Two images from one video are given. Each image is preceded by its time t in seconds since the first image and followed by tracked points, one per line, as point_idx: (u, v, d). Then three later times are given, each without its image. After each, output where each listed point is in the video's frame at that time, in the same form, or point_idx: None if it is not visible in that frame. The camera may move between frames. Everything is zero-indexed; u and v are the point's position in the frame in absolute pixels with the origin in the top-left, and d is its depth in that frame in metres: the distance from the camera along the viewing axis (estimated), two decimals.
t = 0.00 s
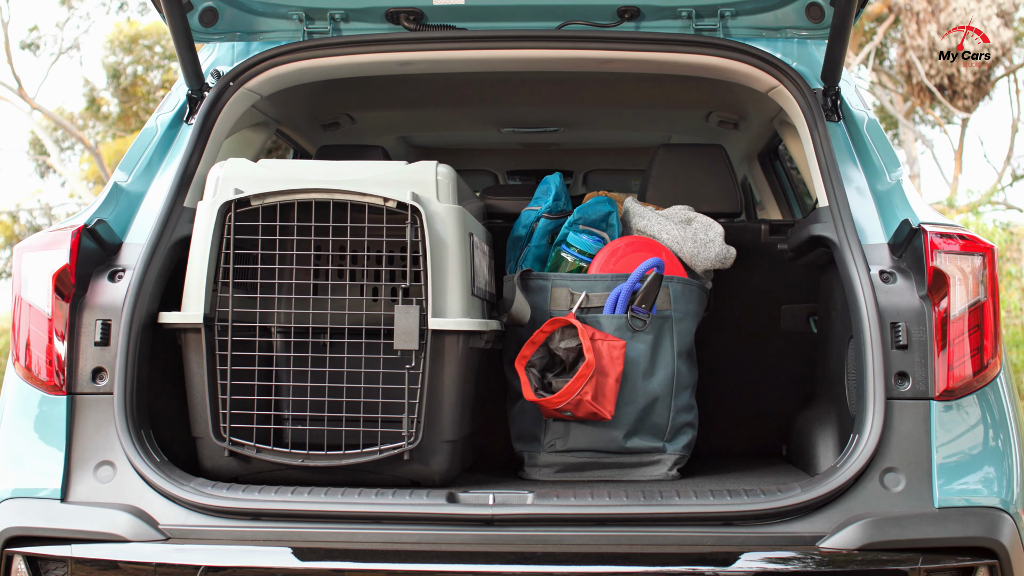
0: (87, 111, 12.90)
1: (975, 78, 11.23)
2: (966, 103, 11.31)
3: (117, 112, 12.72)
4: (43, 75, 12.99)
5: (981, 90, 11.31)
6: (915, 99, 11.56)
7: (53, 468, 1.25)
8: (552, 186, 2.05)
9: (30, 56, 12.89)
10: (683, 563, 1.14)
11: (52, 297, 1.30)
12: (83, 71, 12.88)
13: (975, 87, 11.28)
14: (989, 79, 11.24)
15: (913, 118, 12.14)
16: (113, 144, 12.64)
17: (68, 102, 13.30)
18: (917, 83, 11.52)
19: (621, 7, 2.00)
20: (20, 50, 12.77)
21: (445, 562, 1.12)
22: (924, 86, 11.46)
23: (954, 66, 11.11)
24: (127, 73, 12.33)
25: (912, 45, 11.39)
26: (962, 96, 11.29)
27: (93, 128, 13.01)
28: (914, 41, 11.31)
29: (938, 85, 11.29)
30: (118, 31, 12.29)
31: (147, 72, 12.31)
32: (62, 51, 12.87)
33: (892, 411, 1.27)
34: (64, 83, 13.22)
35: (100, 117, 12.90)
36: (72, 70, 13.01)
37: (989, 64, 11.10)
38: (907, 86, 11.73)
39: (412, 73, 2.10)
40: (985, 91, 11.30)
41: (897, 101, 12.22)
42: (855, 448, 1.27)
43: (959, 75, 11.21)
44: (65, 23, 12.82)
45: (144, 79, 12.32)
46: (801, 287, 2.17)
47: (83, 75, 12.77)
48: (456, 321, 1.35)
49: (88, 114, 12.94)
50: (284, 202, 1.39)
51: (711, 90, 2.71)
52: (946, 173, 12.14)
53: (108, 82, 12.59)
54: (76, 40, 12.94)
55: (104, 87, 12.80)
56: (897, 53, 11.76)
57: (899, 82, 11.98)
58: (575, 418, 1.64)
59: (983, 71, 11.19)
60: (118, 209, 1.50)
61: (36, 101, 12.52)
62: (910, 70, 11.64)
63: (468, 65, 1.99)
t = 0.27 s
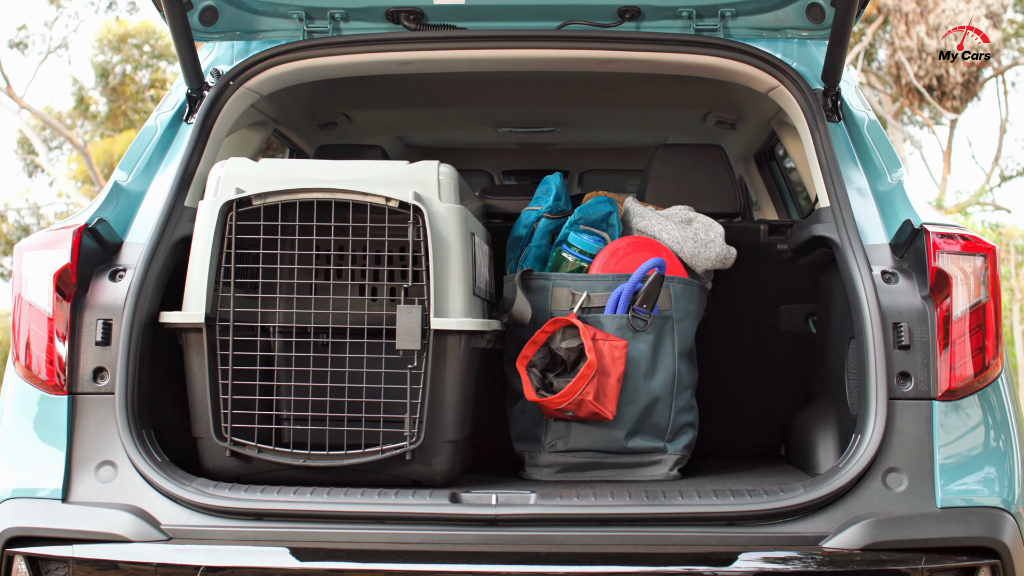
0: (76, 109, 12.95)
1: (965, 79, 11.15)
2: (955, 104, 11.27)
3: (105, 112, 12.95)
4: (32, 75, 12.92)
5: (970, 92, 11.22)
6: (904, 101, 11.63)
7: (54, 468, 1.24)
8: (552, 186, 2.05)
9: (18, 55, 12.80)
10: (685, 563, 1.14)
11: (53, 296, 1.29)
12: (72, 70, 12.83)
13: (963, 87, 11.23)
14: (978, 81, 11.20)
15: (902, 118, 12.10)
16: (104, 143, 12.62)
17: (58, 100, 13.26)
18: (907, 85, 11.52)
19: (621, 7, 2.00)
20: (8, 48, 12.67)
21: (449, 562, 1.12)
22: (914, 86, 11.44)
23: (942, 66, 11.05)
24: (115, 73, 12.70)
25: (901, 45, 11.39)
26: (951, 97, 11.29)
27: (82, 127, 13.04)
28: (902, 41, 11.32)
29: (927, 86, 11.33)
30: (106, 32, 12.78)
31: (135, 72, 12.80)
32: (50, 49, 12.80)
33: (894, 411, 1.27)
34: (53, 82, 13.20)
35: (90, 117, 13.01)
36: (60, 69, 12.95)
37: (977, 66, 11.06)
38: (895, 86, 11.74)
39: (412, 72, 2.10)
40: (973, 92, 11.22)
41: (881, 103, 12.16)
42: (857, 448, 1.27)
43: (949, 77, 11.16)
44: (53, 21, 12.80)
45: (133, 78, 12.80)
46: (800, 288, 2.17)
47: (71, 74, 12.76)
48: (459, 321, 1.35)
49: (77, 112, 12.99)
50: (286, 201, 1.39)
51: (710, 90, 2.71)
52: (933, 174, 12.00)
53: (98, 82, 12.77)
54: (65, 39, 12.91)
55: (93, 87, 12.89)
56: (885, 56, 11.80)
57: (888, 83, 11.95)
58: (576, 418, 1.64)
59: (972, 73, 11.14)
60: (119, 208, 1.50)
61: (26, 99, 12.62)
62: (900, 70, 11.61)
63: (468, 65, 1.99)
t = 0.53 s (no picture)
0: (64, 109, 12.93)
1: (954, 79, 10.95)
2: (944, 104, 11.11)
3: (94, 110, 12.95)
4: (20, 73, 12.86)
5: (956, 92, 11.04)
6: (892, 101, 11.43)
7: (54, 468, 1.24)
8: (551, 185, 2.05)
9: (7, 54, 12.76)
10: (686, 563, 1.14)
11: (53, 296, 1.29)
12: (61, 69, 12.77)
13: (952, 88, 11.04)
14: (966, 81, 11.02)
15: (888, 119, 11.72)
16: (93, 143, 12.58)
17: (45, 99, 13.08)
18: (894, 85, 11.35)
19: (621, 7, 2.00)
20: None
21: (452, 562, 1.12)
22: (902, 86, 11.29)
23: (932, 65, 10.83)
24: (104, 73, 12.77)
25: (890, 46, 11.26)
26: (940, 98, 11.14)
27: (70, 126, 13.02)
28: (891, 43, 11.21)
29: (915, 86, 11.15)
30: (94, 32, 12.82)
31: (124, 71, 12.83)
32: (39, 48, 12.74)
33: (895, 411, 1.27)
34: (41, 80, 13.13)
35: (79, 116, 13.01)
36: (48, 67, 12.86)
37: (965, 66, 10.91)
38: (883, 87, 11.48)
39: (411, 71, 2.10)
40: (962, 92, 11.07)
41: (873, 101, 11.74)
42: (858, 448, 1.27)
43: (937, 77, 11.00)
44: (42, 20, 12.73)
45: (121, 77, 12.83)
46: (798, 287, 2.17)
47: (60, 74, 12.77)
48: (460, 321, 1.35)
49: (65, 111, 12.95)
50: (287, 201, 1.39)
51: (707, 90, 2.71)
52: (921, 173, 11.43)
53: (87, 80, 12.76)
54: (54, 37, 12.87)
55: (82, 86, 12.88)
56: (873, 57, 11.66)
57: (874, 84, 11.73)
58: (577, 418, 1.64)
59: (961, 73, 10.95)
60: (119, 207, 1.49)
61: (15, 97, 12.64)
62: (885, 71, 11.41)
63: (467, 64, 1.99)
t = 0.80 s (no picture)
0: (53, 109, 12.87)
1: (943, 80, 10.73)
2: (933, 105, 10.82)
3: (83, 109, 12.97)
4: (9, 73, 12.82)
5: (948, 92, 10.88)
6: (881, 102, 11.06)
7: (55, 468, 1.23)
8: (551, 185, 2.05)
9: None
10: (688, 563, 1.14)
11: (54, 295, 1.28)
12: (51, 68, 12.72)
13: (941, 88, 10.77)
14: (954, 81, 10.77)
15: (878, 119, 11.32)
16: (82, 143, 12.53)
17: (35, 99, 13.08)
18: (884, 85, 10.98)
19: (621, 7, 2.01)
20: None
21: (455, 562, 1.12)
22: (891, 86, 10.90)
23: (921, 65, 10.60)
24: (93, 72, 12.68)
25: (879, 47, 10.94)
26: (929, 99, 10.85)
27: (58, 125, 12.96)
28: (880, 43, 10.85)
29: (905, 87, 10.90)
30: (83, 30, 12.69)
31: (112, 70, 12.77)
32: (28, 47, 12.70)
33: (897, 411, 1.27)
34: (31, 79, 13.07)
35: (67, 115, 12.94)
36: (37, 67, 12.82)
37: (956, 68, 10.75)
38: (871, 87, 11.14)
39: (411, 71, 2.10)
40: (952, 92, 10.84)
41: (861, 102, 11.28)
42: (860, 448, 1.27)
43: (926, 78, 10.72)
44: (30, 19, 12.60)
45: (109, 75, 12.76)
46: (796, 288, 2.18)
47: (49, 74, 12.75)
48: (461, 321, 1.35)
49: (54, 111, 12.90)
50: (288, 200, 1.38)
51: (706, 90, 2.72)
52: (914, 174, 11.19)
53: (75, 80, 12.72)
54: (43, 36, 12.81)
55: (71, 85, 12.84)
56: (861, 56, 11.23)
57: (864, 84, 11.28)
58: (578, 418, 1.64)
59: (949, 73, 10.75)
60: (119, 207, 1.49)
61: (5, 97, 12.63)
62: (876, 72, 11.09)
63: (466, 64, 1.99)
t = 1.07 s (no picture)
0: (43, 108, 12.83)
1: (931, 82, 10.60)
2: (922, 106, 10.76)
3: (72, 109, 12.87)
4: None
5: (937, 92, 10.73)
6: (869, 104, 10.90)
7: (57, 468, 1.23)
8: (552, 185, 2.04)
9: None
10: (691, 564, 1.14)
11: (56, 295, 1.28)
12: (40, 67, 12.67)
13: (930, 88, 10.65)
14: (945, 83, 10.67)
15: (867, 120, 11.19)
16: (72, 143, 12.49)
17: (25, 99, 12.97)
18: (871, 86, 10.75)
19: (622, 7, 2.01)
20: None
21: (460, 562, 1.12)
22: (881, 87, 10.63)
23: (912, 66, 10.46)
24: (82, 71, 12.64)
25: (869, 47, 10.55)
26: (919, 99, 10.74)
27: (47, 125, 12.91)
28: (869, 43, 10.53)
29: (895, 87, 10.77)
30: (72, 28, 12.62)
31: (101, 70, 12.72)
32: (18, 47, 12.64)
33: (899, 411, 1.28)
34: (21, 78, 13.02)
35: (56, 115, 12.89)
36: (27, 66, 12.76)
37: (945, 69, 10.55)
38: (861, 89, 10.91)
39: (411, 71, 2.09)
40: (942, 94, 10.72)
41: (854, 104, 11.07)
42: (863, 447, 1.27)
43: (915, 78, 10.58)
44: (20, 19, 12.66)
45: (98, 75, 12.72)
46: (796, 288, 2.18)
47: (39, 73, 12.71)
48: (464, 321, 1.35)
49: (43, 110, 12.85)
50: (290, 200, 1.38)
51: (705, 90, 2.72)
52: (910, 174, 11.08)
53: (64, 79, 12.70)
54: (33, 36, 12.75)
55: (59, 84, 12.80)
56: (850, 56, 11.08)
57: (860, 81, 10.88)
58: (580, 418, 1.63)
59: (939, 74, 10.59)
60: (120, 206, 1.48)
61: None
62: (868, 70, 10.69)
63: (467, 64, 1.99)
